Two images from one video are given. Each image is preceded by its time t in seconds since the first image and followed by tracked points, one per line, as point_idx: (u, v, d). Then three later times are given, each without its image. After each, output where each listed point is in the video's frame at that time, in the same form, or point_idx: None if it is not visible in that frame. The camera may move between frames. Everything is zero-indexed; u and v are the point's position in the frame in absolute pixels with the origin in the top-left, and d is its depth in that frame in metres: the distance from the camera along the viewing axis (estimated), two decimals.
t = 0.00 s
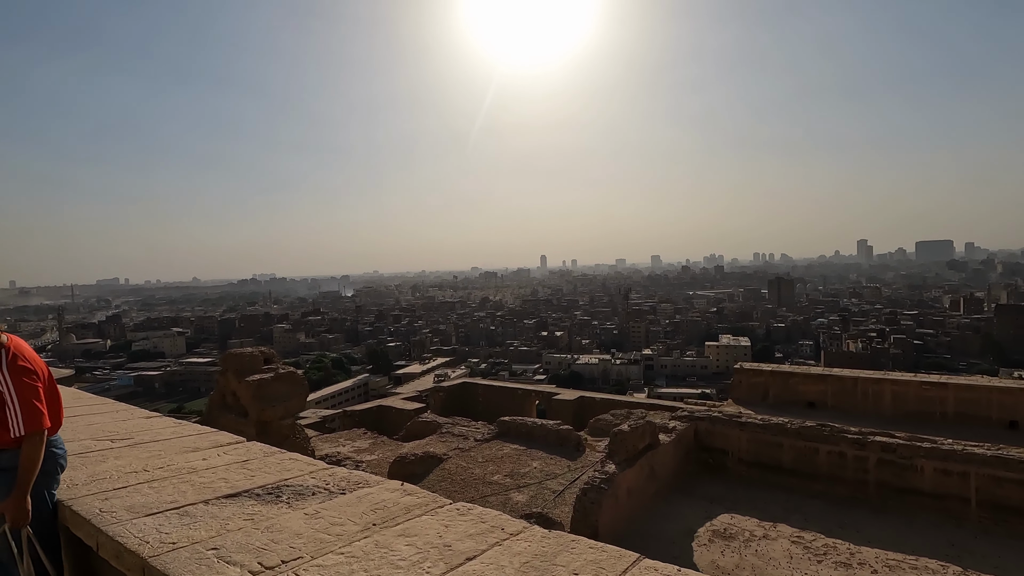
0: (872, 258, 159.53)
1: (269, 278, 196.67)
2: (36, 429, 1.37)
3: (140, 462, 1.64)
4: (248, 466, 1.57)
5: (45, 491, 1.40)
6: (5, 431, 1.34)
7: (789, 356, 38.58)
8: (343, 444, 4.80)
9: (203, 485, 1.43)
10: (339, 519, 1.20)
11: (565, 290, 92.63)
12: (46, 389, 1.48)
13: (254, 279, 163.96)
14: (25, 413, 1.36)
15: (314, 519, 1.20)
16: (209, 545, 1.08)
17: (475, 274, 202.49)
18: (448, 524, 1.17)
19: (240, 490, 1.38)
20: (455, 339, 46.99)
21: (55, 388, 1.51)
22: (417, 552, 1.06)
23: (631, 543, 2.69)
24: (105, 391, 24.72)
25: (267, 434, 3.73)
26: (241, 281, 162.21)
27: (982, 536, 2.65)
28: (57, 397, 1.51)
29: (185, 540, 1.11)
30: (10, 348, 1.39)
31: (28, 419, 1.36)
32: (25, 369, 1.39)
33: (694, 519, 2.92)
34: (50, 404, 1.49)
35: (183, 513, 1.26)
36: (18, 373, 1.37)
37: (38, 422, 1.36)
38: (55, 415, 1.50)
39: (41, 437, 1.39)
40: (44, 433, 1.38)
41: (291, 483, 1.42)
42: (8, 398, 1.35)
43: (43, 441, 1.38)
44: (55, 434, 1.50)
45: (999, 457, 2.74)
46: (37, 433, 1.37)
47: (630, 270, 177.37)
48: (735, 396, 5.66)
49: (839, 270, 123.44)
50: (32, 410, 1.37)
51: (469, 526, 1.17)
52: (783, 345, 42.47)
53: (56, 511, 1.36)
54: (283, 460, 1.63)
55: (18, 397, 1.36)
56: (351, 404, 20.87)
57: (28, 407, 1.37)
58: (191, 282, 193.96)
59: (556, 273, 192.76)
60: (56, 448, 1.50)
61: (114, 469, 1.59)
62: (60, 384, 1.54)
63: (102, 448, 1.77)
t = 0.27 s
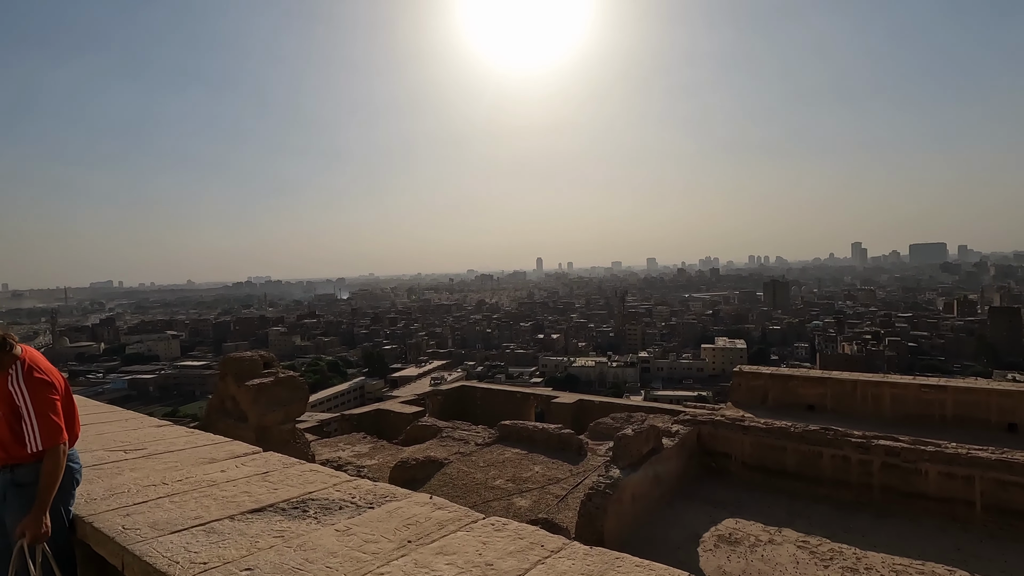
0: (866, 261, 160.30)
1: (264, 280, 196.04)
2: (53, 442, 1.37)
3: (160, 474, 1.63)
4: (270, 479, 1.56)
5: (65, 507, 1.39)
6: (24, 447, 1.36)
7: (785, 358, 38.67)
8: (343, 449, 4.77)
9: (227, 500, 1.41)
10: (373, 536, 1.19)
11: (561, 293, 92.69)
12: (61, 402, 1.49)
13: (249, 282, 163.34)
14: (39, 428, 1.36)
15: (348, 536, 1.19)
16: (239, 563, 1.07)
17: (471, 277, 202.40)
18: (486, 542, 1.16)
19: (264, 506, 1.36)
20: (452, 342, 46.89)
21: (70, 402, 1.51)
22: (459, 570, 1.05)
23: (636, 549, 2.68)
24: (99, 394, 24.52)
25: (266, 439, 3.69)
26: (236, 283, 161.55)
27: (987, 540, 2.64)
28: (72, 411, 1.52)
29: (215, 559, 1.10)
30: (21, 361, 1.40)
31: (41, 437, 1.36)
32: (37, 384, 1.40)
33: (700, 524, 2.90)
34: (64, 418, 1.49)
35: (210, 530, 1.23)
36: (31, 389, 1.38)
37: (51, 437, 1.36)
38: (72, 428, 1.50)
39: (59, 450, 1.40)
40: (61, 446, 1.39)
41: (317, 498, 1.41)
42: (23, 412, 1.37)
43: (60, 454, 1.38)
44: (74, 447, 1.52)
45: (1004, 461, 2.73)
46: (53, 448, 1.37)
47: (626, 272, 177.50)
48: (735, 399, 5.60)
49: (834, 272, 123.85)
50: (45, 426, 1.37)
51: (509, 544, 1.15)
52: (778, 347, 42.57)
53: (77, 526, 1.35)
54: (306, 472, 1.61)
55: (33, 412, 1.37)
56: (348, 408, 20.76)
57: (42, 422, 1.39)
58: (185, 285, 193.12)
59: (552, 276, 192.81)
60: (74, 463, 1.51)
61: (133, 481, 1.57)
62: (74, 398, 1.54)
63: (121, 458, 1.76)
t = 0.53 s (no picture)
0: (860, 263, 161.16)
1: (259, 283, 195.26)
2: (68, 445, 1.33)
3: (174, 486, 1.60)
4: (290, 490, 1.54)
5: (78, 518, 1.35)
6: (36, 454, 1.31)
7: (779, 360, 38.78)
8: (342, 453, 4.73)
9: (251, 511, 1.39)
10: (407, 552, 1.18)
11: (556, 295, 92.76)
12: (72, 410, 1.44)
13: (243, 284, 162.53)
14: (53, 432, 1.32)
15: (382, 551, 1.17)
16: None
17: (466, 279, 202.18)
18: (526, 556, 1.15)
19: (289, 519, 1.35)
20: (447, 344, 46.76)
21: (82, 412, 1.47)
22: None
23: (641, 552, 2.67)
24: (91, 397, 24.29)
25: (266, 444, 3.65)
26: (230, 285, 160.72)
27: (991, 542, 2.64)
28: (84, 418, 1.47)
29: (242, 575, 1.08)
30: (33, 367, 1.37)
31: (56, 441, 1.32)
32: (51, 388, 1.36)
33: (704, 528, 2.89)
34: (77, 425, 1.45)
35: (237, 545, 1.21)
36: (44, 392, 1.34)
37: (67, 439, 1.32)
38: (85, 436, 1.46)
39: (73, 456, 1.35)
40: (75, 452, 1.34)
41: (343, 510, 1.39)
42: (34, 416, 1.32)
43: (75, 459, 1.34)
44: (86, 461, 1.47)
45: (1007, 464, 2.73)
46: (67, 452, 1.32)
47: (621, 274, 177.68)
48: (733, 402, 5.58)
49: (828, 275, 124.41)
50: (58, 428, 1.33)
51: (550, 559, 1.15)
52: (773, 350, 42.69)
53: (94, 539, 1.32)
54: (327, 482, 1.61)
55: (44, 416, 1.33)
56: (343, 411, 20.65)
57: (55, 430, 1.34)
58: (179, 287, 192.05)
59: (547, 278, 192.84)
60: (86, 477, 1.46)
61: (149, 493, 1.54)
62: (86, 406, 1.50)
63: (132, 469, 1.75)
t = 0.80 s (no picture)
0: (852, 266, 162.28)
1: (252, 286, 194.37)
2: (90, 448, 1.30)
3: (190, 498, 1.58)
4: (312, 501, 1.53)
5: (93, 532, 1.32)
6: (56, 458, 1.28)
7: (773, 363, 38.94)
8: (340, 457, 4.68)
9: (275, 526, 1.37)
10: (443, 568, 1.16)
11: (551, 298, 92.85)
12: (91, 416, 1.41)
13: (236, 288, 161.60)
14: (73, 435, 1.29)
15: (415, 568, 1.16)
16: None
17: (462, 282, 202.12)
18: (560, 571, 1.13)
19: (314, 533, 1.33)
20: (442, 347, 46.62)
21: (102, 417, 1.44)
22: None
23: (645, 557, 2.65)
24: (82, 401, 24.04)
25: (264, 448, 3.61)
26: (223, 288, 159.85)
27: (994, 546, 2.64)
28: (104, 423, 1.43)
29: None
30: (49, 372, 1.34)
31: (77, 443, 1.29)
32: (69, 392, 1.33)
33: (708, 532, 2.87)
34: (96, 431, 1.41)
35: (263, 562, 1.19)
36: (63, 395, 1.31)
37: (89, 441, 1.29)
38: (106, 442, 1.43)
39: (95, 460, 1.32)
40: (97, 454, 1.32)
41: (370, 523, 1.39)
42: (52, 418, 1.29)
43: (97, 461, 1.31)
44: (107, 469, 1.44)
45: (1009, 468, 2.73)
46: (88, 456, 1.29)
47: (616, 277, 177.97)
48: (731, 405, 5.57)
49: (820, 278, 125.13)
50: (78, 429, 1.30)
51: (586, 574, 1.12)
52: (767, 352, 42.87)
53: (110, 555, 1.29)
54: (350, 494, 1.60)
55: (62, 417, 1.29)
56: (337, 415, 20.53)
57: (76, 436, 1.29)
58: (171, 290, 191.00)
59: (542, 281, 193.15)
60: (107, 486, 1.43)
61: (165, 505, 1.52)
62: (105, 412, 1.47)
63: (143, 480, 1.74)
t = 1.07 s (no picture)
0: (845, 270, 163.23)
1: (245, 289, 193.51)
2: (115, 469, 1.22)
3: (210, 516, 1.56)
4: (337, 518, 1.52)
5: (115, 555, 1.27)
6: (82, 478, 1.21)
7: (767, 365, 39.07)
8: (338, 463, 4.63)
9: (302, 545, 1.35)
10: None
11: (546, 300, 92.94)
12: (114, 433, 1.33)
13: (230, 291, 160.81)
14: (97, 455, 1.21)
15: None
16: None
17: (457, 285, 201.97)
18: None
19: (344, 553, 1.30)
20: (437, 350, 46.52)
21: (125, 435, 1.36)
22: None
23: (650, 564, 2.63)
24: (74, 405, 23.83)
25: (262, 455, 3.57)
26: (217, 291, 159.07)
27: (999, 551, 2.63)
28: (128, 440, 1.36)
29: None
30: (71, 389, 1.27)
31: (101, 462, 1.21)
32: (91, 409, 1.25)
33: (713, 538, 2.85)
34: (121, 450, 1.33)
35: None
36: (83, 411, 1.23)
37: (114, 461, 1.21)
38: (130, 461, 1.35)
39: (120, 479, 1.25)
40: (123, 474, 1.24)
41: (399, 542, 1.36)
42: (75, 437, 1.21)
43: (123, 482, 1.23)
44: (132, 486, 1.38)
45: (1013, 471, 2.73)
46: (113, 477, 1.22)
47: (610, 280, 178.41)
48: (729, 408, 5.55)
49: (814, 280, 125.84)
50: (103, 446, 1.22)
51: None
52: (761, 355, 43.02)
53: None
54: (374, 510, 1.59)
55: (84, 435, 1.21)
56: (332, 419, 20.43)
57: (102, 455, 1.22)
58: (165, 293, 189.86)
59: (537, 284, 193.37)
60: (132, 504, 1.37)
61: (183, 524, 1.49)
62: (129, 427, 1.39)
63: (158, 497, 1.72)
